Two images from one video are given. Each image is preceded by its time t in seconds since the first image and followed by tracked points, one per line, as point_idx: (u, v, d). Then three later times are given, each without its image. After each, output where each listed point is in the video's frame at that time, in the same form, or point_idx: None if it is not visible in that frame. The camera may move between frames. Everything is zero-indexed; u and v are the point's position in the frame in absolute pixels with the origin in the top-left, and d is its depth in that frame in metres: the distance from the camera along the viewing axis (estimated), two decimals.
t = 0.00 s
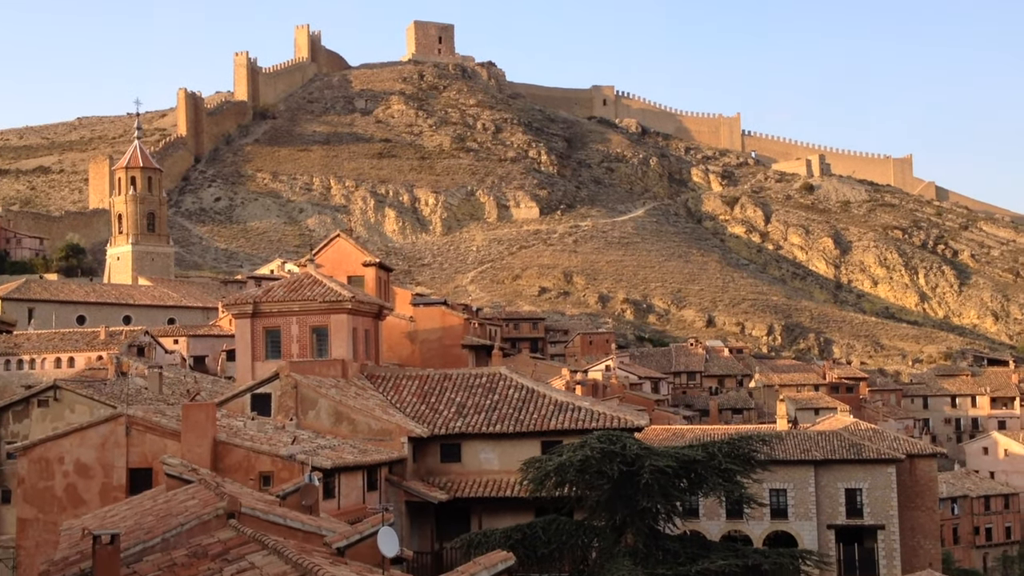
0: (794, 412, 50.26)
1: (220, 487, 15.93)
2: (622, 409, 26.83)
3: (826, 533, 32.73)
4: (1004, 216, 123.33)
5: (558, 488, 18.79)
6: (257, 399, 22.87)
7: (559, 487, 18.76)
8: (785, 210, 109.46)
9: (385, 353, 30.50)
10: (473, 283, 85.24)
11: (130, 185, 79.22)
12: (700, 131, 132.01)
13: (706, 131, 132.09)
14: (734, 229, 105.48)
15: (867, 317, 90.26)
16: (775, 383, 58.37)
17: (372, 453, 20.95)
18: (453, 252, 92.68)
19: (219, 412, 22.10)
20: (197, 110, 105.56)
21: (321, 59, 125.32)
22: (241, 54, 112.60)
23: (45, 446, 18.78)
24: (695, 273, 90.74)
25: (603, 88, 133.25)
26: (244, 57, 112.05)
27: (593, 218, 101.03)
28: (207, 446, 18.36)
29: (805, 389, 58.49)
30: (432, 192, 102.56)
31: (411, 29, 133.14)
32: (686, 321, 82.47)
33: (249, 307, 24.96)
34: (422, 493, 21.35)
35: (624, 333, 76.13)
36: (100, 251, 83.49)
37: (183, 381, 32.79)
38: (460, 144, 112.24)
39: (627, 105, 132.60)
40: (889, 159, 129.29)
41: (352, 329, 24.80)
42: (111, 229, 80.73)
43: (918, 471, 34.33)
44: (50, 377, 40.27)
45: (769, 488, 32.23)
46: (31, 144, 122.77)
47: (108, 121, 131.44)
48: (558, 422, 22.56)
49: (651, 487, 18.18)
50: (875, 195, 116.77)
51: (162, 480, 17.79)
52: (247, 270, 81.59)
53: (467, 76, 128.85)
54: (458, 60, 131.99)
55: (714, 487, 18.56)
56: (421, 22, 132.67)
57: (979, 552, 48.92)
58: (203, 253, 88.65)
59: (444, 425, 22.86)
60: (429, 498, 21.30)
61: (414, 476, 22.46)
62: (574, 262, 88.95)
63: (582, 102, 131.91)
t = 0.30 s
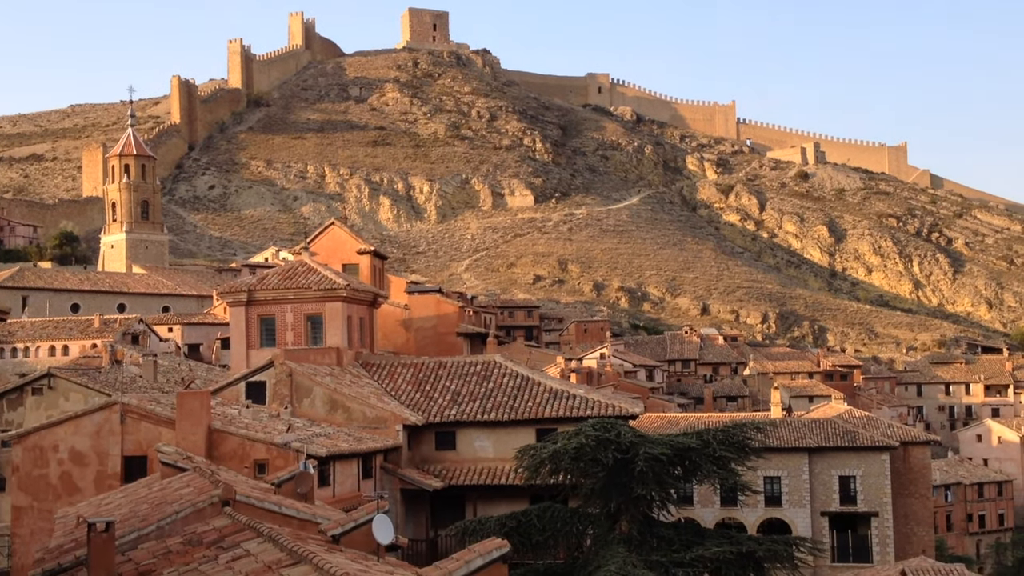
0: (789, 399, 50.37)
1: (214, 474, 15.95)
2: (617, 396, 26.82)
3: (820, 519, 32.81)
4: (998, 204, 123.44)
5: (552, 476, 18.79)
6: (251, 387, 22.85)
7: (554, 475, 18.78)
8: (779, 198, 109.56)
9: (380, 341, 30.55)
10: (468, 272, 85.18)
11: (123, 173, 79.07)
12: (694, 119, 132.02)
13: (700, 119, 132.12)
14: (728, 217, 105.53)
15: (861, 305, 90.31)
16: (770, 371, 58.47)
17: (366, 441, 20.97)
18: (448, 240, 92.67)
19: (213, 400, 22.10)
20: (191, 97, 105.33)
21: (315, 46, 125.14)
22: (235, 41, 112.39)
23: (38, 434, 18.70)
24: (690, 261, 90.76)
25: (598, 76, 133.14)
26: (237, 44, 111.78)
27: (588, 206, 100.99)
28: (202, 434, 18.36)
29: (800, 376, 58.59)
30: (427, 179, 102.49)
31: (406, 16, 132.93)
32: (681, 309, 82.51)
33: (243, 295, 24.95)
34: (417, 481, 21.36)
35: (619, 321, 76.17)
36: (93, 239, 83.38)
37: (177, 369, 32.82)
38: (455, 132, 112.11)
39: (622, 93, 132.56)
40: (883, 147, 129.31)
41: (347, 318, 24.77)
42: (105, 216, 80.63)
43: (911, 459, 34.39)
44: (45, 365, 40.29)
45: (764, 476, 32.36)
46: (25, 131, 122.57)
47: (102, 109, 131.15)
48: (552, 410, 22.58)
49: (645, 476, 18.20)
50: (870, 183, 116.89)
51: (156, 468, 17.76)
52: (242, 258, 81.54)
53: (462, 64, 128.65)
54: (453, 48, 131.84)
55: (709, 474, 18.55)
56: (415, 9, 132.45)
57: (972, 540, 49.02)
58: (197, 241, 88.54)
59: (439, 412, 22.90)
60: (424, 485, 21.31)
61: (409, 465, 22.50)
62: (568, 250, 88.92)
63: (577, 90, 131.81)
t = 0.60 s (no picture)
0: (783, 389, 50.48)
1: (211, 464, 15.95)
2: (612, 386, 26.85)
3: (815, 509, 32.87)
4: (993, 194, 123.53)
5: (548, 465, 18.79)
6: (247, 376, 22.85)
7: (549, 464, 18.77)
8: (774, 187, 109.59)
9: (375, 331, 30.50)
10: (464, 261, 85.18)
11: (118, 162, 78.92)
12: (690, 108, 132.10)
13: (696, 108, 132.19)
14: (724, 206, 105.50)
15: (856, 294, 90.42)
16: (765, 360, 58.56)
17: (362, 431, 20.97)
18: (443, 230, 92.65)
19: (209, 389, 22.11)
20: (186, 87, 105.14)
21: (311, 36, 125.03)
22: (230, 30, 112.21)
23: (33, 424, 18.65)
24: (685, 250, 90.81)
25: (594, 65, 133.08)
26: (232, 33, 111.60)
27: (584, 195, 101.00)
28: (198, 424, 18.34)
29: (794, 365, 58.65)
30: (422, 169, 102.42)
31: (401, 5, 132.80)
32: (676, 299, 82.56)
33: (238, 285, 24.93)
34: (412, 470, 21.36)
35: (614, 310, 76.23)
36: (88, 229, 83.32)
37: (173, 358, 32.84)
38: (450, 122, 112.04)
39: (617, 82, 132.53)
40: (879, 136, 129.36)
41: (342, 307, 24.76)
42: (100, 206, 80.51)
43: (907, 448, 34.63)
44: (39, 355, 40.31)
45: (758, 464, 32.50)
46: (18, 121, 122.27)
47: (96, 98, 130.91)
48: (548, 399, 22.58)
49: (641, 466, 18.21)
50: (865, 172, 116.97)
51: (152, 458, 17.77)
52: (237, 248, 81.50)
53: (457, 53, 128.55)
54: (448, 37, 131.70)
55: (704, 463, 18.57)
56: None
57: (966, 528, 49.17)
58: (192, 231, 88.51)
59: (435, 402, 22.90)
60: (420, 475, 21.30)
61: (405, 454, 22.51)
62: (564, 239, 88.94)
63: (573, 79, 131.69)
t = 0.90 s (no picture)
0: (780, 381, 50.56)
1: (208, 457, 15.96)
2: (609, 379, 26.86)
3: (811, 501, 32.90)
4: (989, 185, 123.65)
5: (545, 457, 18.76)
6: (244, 369, 22.86)
7: (546, 457, 18.73)
8: (772, 179, 109.61)
9: (372, 324, 30.50)
10: (461, 254, 85.17)
11: (114, 155, 78.77)
12: (687, 100, 132.12)
13: (693, 100, 132.22)
14: (721, 199, 105.50)
15: (853, 286, 90.49)
16: (762, 352, 58.62)
17: (359, 424, 20.97)
18: (440, 222, 92.62)
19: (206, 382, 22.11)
20: (182, 79, 105.00)
21: (307, 28, 124.92)
22: (226, 22, 112.06)
23: (30, 417, 18.58)
24: (682, 243, 90.83)
25: (590, 57, 133.01)
26: (228, 25, 111.43)
27: (581, 188, 100.98)
28: (195, 418, 18.32)
29: (792, 357, 58.68)
30: (419, 161, 102.35)
31: None
32: (673, 292, 82.55)
33: (235, 277, 24.92)
34: (409, 462, 21.35)
35: (611, 303, 76.25)
36: (85, 222, 83.23)
37: (170, 351, 32.82)
38: (447, 114, 111.94)
39: (614, 74, 132.48)
40: (875, 128, 129.38)
41: (339, 300, 24.76)
42: (96, 199, 80.43)
43: (903, 439, 34.52)
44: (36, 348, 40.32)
45: (756, 457, 32.52)
46: (15, 113, 122.12)
47: (92, 90, 130.72)
48: (546, 392, 22.59)
49: (638, 458, 18.20)
50: (861, 164, 117.02)
51: (150, 450, 17.77)
52: (234, 240, 81.47)
53: (454, 45, 128.40)
54: (445, 29, 131.58)
55: (701, 455, 18.54)
56: None
57: (963, 520, 49.24)
58: (189, 224, 88.48)
59: (432, 395, 22.90)
60: (417, 467, 21.29)
61: (402, 447, 22.52)
62: (561, 232, 88.92)
63: (569, 71, 131.57)
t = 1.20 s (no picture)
0: (779, 376, 50.61)
1: (207, 452, 15.95)
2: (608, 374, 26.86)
3: (811, 496, 32.89)
4: (988, 181, 123.77)
5: (545, 452, 18.74)
6: (244, 365, 22.86)
7: (545, 452, 18.72)
8: (771, 174, 109.65)
9: (371, 320, 30.50)
10: (460, 250, 85.19)
11: (113, 151, 78.64)
12: (686, 95, 132.17)
13: (692, 96, 132.27)
14: (720, 194, 105.58)
15: (852, 282, 90.52)
16: (761, 348, 58.67)
17: (358, 419, 20.98)
18: (439, 218, 92.63)
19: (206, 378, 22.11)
20: (180, 75, 104.95)
21: (305, 24, 124.90)
22: (225, 17, 111.96)
23: (29, 413, 18.65)
24: (681, 238, 90.84)
25: (589, 53, 132.99)
26: (227, 21, 111.35)
27: (580, 183, 100.95)
28: (193, 413, 18.30)
29: (791, 353, 58.70)
30: (418, 157, 102.30)
31: None
32: (672, 287, 82.58)
33: (235, 273, 24.90)
34: (409, 458, 21.34)
35: (610, 298, 76.32)
36: (83, 218, 83.17)
37: (169, 347, 32.82)
38: (446, 110, 111.92)
39: (613, 69, 132.51)
40: (874, 124, 129.39)
41: (338, 295, 24.76)
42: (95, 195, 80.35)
43: (901, 435, 34.56)
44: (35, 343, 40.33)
45: (754, 452, 32.45)
46: (13, 109, 122.03)
47: (90, 86, 130.67)
48: (545, 387, 22.59)
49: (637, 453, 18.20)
50: (860, 160, 117.07)
51: (149, 446, 17.75)
52: (233, 237, 81.46)
53: (453, 40, 128.39)
54: (444, 24, 131.53)
55: (700, 451, 18.52)
56: None
57: (962, 515, 49.27)
58: (188, 219, 88.46)
59: (431, 390, 22.90)
60: (416, 462, 21.29)
61: (401, 442, 22.51)
62: (560, 227, 88.92)
63: (568, 67, 131.50)
